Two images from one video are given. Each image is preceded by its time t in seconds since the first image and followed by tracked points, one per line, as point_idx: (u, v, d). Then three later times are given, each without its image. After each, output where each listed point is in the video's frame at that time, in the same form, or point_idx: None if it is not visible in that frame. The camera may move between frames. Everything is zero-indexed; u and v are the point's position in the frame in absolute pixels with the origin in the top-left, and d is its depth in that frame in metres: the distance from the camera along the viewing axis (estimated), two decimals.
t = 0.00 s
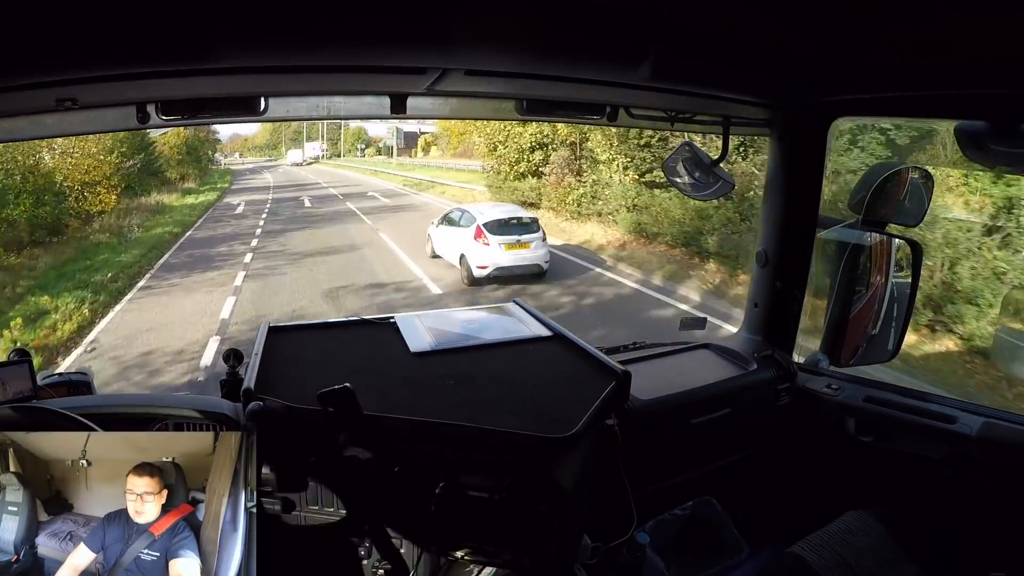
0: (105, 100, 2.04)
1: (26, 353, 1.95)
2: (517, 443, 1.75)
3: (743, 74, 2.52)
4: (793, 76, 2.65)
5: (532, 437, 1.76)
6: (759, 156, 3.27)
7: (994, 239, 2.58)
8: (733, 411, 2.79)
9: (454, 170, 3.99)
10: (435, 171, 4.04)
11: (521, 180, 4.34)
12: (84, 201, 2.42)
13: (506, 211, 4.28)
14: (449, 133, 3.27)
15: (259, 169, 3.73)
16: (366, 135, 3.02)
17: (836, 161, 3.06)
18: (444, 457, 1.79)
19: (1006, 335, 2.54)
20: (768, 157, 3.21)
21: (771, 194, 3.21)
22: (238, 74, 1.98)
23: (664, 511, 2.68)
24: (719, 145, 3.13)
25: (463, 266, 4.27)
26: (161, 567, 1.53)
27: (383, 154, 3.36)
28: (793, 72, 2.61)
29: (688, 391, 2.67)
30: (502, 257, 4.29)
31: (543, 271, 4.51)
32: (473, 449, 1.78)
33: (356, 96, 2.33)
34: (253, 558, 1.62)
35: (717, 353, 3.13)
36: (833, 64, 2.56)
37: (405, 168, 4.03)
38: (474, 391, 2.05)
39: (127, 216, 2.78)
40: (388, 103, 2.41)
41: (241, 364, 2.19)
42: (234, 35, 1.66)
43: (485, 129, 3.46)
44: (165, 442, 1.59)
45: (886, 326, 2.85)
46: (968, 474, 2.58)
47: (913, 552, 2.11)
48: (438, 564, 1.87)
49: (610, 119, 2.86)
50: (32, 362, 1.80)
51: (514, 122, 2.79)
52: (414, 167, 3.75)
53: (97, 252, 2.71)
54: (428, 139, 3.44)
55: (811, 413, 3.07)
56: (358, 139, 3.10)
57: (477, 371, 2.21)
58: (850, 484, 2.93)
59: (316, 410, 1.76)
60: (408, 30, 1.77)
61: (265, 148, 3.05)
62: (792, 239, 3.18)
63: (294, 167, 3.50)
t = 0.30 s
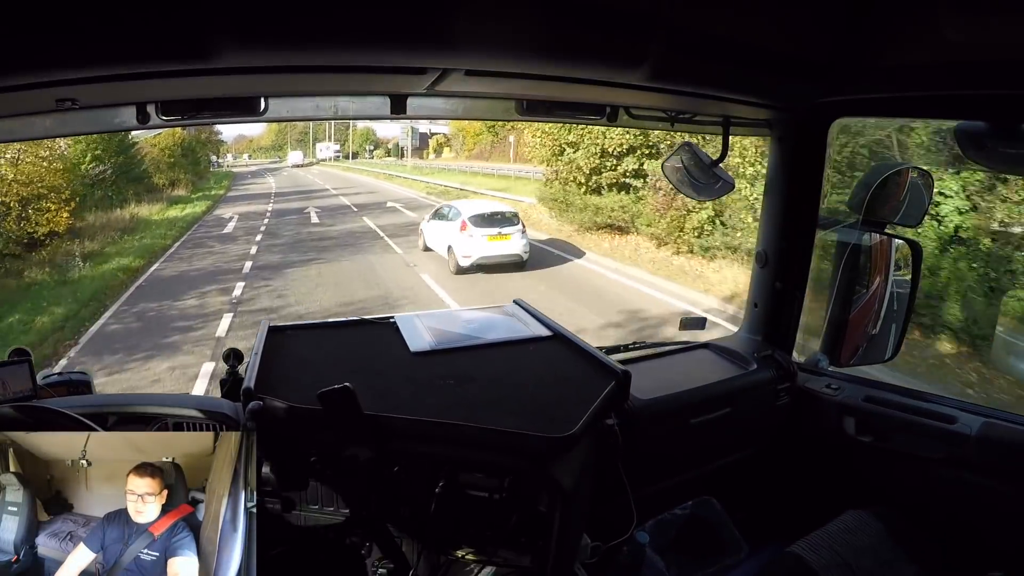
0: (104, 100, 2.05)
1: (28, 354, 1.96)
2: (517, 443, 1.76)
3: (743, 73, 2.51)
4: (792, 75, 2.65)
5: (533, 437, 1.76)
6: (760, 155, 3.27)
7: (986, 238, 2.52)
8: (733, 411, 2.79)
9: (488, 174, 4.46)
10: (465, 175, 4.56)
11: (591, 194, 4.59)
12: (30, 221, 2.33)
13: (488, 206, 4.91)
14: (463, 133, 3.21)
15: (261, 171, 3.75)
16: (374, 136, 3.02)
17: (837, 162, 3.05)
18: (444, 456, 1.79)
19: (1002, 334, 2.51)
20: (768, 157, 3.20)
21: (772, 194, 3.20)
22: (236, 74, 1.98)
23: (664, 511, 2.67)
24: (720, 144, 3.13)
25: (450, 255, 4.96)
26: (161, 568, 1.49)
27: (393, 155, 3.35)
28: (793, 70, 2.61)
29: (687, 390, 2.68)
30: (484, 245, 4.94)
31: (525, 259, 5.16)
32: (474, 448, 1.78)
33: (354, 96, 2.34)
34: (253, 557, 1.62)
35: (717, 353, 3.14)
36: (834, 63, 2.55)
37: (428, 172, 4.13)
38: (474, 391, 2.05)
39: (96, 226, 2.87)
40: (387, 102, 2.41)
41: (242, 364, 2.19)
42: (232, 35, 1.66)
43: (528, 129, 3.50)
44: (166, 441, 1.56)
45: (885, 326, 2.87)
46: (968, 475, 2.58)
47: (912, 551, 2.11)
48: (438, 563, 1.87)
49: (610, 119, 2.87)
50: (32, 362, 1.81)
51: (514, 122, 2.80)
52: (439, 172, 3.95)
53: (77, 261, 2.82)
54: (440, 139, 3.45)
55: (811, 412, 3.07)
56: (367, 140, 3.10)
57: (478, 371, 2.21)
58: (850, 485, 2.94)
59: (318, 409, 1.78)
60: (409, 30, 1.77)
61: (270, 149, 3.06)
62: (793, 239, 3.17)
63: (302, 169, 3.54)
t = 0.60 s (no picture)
0: (105, 101, 2.05)
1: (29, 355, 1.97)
2: (517, 443, 1.76)
3: (743, 73, 2.51)
4: (792, 75, 2.65)
5: (532, 437, 1.76)
6: (759, 157, 3.27)
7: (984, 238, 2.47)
8: (732, 412, 2.79)
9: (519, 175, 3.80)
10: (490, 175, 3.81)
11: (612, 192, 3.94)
12: None
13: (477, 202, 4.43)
14: (480, 133, 3.14)
15: (262, 172, 3.74)
16: (385, 136, 2.99)
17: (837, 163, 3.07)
18: (444, 455, 1.79)
19: (1000, 334, 2.48)
20: (768, 158, 3.21)
21: (771, 195, 3.21)
22: (237, 74, 1.98)
23: (664, 511, 2.67)
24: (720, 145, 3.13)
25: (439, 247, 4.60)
26: (161, 566, 1.42)
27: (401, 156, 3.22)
28: (793, 70, 2.61)
29: (688, 391, 2.68)
30: (472, 239, 4.57)
31: (509, 253, 4.76)
32: (474, 448, 1.78)
33: (355, 97, 2.35)
34: (254, 557, 1.55)
35: (717, 354, 3.14)
36: (834, 63, 2.56)
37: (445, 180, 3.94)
38: (474, 391, 2.05)
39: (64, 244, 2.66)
40: (388, 103, 2.42)
41: (242, 364, 2.20)
42: (233, 37, 1.67)
43: (555, 128, 3.17)
44: (165, 439, 1.50)
45: (885, 327, 2.86)
46: (968, 475, 2.58)
47: (913, 552, 2.11)
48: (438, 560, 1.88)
49: (610, 120, 2.88)
50: (32, 363, 1.81)
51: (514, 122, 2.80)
52: (463, 172, 3.74)
53: (44, 275, 2.59)
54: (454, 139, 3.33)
55: (811, 413, 3.07)
56: (375, 140, 3.06)
57: (478, 371, 2.22)
58: (850, 485, 2.95)
59: (317, 410, 1.78)
60: (409, 28, 1.76)
61: (274, 150, 3.06)
62: (792, 240, 3.18)
63: (302, 170, 3.50)
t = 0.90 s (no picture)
0: (105, 104, 2.06)
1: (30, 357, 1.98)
2: (518, 443, 1.75)
3: (742, 74, 2.52)
4: (791, 76, 2.65)
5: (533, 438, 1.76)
6: (759, 158, 3.28)
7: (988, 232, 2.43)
8: (734, 412, 2.79)
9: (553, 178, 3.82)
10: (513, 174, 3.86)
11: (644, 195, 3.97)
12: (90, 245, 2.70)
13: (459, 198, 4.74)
14: (498, 135, 3.15)
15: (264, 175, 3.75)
16: (392, 138, 3.01)
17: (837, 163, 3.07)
18: (446, 456, 1.79)
19: (1001, 333, 2.45)
20: (768, 158, 3.21)
21: (771, 196, 3.21)
22: (237, 77, 1.99)
23: (665, 513, 2.66)
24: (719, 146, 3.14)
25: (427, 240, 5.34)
26: (162, 566, 1.42)
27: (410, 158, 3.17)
28: (792, 71, 2.61)
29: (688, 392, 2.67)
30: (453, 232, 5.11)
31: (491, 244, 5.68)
32: (475, 448, 1.78)
33: (356, 99, 2.36)
34: (253, 558, 1.54)
35: (718, 354, 3.14)
36: (833, 64, 2.56)
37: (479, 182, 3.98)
38: (475, 392, 2.05)
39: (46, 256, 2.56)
40: (387, 105, 2.43)
41: (242, 366, 2.20)
42: (234, 40, 1.68)
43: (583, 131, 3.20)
44: (165, 440, 1.49)
45: (887, 328, 2.86)
46: (971, 475, 2.57)
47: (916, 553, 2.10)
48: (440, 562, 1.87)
49: (609, 122, 2.89)
50: (33, 365, 1.82)
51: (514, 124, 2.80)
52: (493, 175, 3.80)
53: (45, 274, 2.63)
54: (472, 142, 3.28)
55: (812, 414, 3.06)
56: (384, 141, 3.05)
57: (479, 372, 2.22)
58: (853, 485, 2.94)
59: (318, 410, 1.78)
60: (408, 31, 1.77)
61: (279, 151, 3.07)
62: (793, 240, 3.18)
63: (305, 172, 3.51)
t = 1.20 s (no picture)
0: (103, 100, 2.05)
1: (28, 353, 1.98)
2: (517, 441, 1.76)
3: (744, 72, 2.51)
4: (791, 74, 2.65)
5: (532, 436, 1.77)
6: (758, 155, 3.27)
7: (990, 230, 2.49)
8: (733, 409, 2.80)
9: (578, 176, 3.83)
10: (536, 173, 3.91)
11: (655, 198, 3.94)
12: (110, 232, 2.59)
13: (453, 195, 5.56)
14: (516, 131, 3.21)
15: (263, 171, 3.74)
16: (396, 135, 3.01)
17: (837, 161, 3.06)
18: (446, 453, 1.79)
19: (1000, 331, 2.49)
20: (767, 156, 3.20)
21: (771, 194, 3.20)
22: (237, 74, 1.98)
23: (663, 510, 2.67)
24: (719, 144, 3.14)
25: (413, 230, 5.59)
26: (163, 569, 1.42)
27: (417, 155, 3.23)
28: (793, 70, 2.61)
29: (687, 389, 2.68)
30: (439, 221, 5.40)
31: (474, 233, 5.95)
32: (475, 445, 1.79)
33: (357, 95, 2.35)
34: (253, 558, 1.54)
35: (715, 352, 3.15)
36: (834, 63, 2.55)
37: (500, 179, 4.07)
38: (474, 389, 2.06)
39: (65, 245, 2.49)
40: (388, 101, 2.42)
41: (241, 363, 2.20)
42: (232, 37, 1.67)
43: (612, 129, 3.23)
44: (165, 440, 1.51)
45: (886, 326, 2.86)
46: (968, 473, 2.58)
47: (913, 550, 2.11)
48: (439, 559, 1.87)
49: (610, 119, 2.88)
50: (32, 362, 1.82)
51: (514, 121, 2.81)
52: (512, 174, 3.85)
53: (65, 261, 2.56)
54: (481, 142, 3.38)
55: (810, 411, 3.07)
56: (390, 137, 3.06)
57: (477, 370, 2.22)
58: (851, 482, 2.95)
59: (317, 407, 1.79)
60: (409, 28, 1.76)
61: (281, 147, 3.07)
62: (792, 238, 3.18)
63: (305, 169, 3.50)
